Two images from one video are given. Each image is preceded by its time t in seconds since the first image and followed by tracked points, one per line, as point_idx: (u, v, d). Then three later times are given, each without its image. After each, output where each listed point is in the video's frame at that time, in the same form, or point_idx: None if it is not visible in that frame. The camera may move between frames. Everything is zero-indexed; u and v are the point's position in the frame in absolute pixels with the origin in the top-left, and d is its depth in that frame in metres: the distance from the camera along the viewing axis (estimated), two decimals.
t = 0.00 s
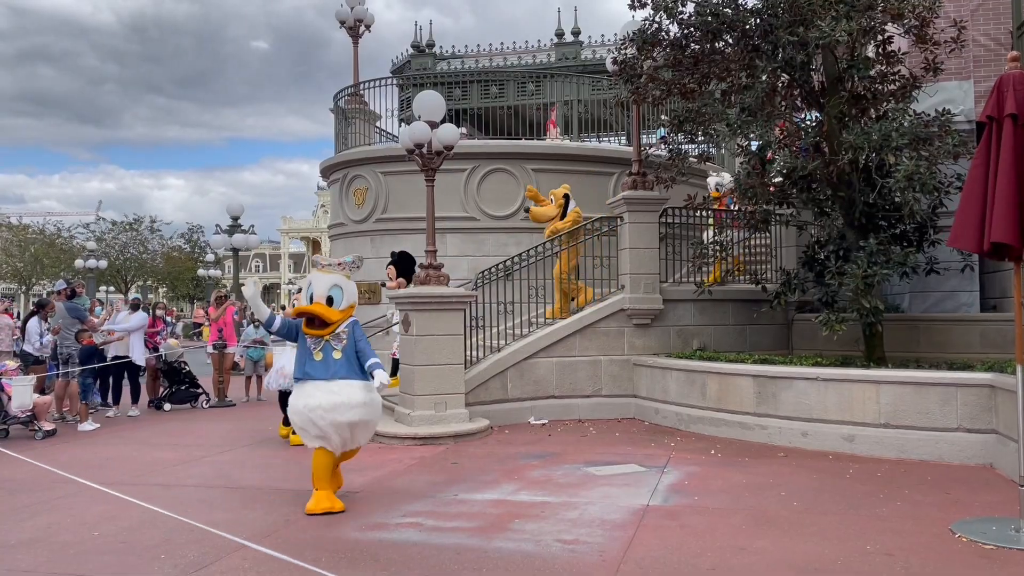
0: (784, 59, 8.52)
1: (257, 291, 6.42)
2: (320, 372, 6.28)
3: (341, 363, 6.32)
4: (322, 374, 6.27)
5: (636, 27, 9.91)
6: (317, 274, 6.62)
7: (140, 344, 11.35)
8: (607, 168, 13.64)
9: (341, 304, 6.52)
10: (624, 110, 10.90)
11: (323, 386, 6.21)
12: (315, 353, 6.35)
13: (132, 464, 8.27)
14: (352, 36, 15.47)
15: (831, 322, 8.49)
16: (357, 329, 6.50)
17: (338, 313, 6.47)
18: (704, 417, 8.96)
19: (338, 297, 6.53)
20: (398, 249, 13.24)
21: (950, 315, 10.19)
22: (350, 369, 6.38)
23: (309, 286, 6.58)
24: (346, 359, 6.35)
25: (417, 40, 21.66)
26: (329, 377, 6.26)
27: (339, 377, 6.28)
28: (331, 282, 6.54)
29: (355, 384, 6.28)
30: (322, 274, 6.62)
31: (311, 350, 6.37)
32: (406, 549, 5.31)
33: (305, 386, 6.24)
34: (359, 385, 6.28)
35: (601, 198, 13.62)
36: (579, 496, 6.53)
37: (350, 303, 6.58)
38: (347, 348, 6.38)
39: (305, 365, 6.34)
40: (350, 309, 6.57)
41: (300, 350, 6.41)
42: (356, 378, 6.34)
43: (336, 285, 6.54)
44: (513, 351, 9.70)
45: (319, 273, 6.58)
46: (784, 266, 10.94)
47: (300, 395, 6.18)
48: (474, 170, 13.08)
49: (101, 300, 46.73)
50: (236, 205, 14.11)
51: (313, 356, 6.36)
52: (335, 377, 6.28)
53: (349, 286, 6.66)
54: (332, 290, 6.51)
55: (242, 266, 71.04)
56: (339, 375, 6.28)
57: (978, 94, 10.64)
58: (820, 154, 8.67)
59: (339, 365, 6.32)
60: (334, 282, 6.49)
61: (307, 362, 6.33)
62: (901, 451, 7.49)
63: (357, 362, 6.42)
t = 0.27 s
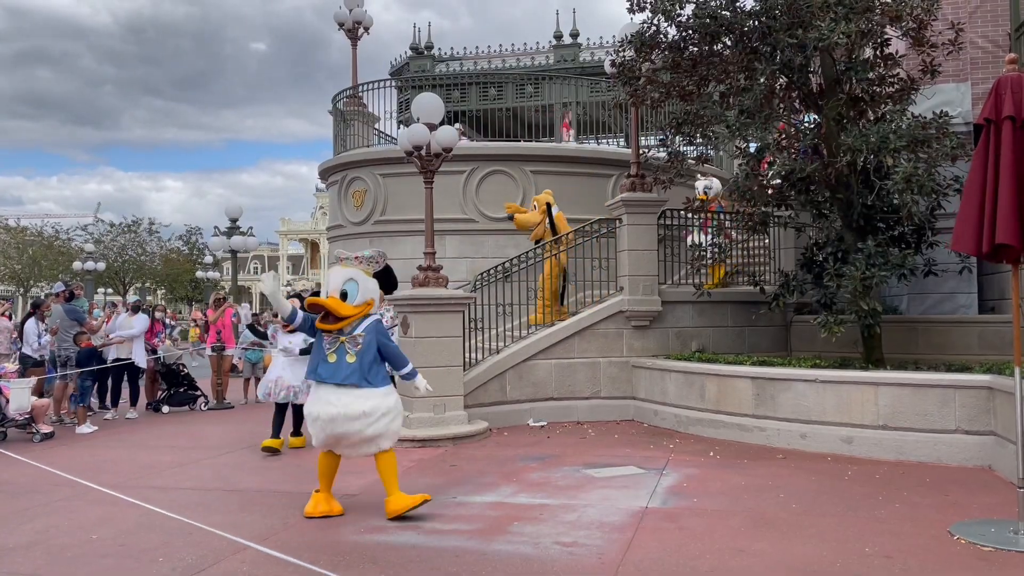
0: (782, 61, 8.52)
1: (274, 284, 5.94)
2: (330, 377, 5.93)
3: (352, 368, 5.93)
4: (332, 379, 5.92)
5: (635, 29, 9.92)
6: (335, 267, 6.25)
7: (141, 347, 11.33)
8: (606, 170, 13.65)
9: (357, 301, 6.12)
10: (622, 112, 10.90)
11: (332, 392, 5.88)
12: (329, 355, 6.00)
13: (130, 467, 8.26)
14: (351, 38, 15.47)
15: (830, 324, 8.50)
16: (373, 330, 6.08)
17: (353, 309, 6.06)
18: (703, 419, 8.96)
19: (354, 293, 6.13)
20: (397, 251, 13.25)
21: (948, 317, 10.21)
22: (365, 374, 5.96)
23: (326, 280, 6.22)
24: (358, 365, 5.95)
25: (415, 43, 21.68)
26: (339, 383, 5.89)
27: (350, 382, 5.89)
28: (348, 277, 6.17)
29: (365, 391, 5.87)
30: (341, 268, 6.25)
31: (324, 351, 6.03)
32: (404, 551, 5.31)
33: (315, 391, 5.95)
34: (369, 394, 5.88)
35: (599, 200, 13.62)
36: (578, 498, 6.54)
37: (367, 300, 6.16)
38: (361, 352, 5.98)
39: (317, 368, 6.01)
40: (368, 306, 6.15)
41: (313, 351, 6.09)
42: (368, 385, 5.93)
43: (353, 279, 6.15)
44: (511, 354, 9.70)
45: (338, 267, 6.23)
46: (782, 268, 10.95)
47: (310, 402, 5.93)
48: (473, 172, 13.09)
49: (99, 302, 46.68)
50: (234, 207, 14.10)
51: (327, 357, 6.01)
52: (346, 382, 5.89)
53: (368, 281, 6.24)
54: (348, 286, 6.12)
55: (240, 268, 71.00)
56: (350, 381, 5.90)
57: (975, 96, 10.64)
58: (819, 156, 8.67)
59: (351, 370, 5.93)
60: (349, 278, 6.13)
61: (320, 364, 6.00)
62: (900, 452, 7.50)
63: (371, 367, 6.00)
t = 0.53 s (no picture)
0: (779, 64, 8.55)
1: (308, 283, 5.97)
2: (370, 379, 5.73)
3: (393, 368, 5.72)
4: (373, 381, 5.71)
5: (632, 32, 9.93)
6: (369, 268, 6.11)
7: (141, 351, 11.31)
8: (603, 172, 13.65)
9: (393, 300, 5.96)
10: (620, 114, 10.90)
11: (371, 394, 5.66)
12: (368, 357, 5.80)
13: (128, 470, 8.24)
14: (348, 41, 15.47)
15: (827, 326, 8.51)
16: (412, 329, 5.90)
17: (389, 309, 5.92)
18: (701, 422, 8.96)
19: (389, 292, 5.99)
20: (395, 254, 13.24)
21: (945, 319, 10.22)
22: (406, 375, 5.75)
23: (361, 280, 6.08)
24: (400, 365, 5.74)
25: (413, 45, 21.68)
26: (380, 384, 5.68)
27: (393, 383, 5.68)
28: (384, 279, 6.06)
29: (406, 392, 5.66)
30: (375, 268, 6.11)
31: (363, 352, 5.84)
32: (404, 554, 5.29)
33: (354, 395, 5.74)
34: (409, 395, 5.66)
35: (597, 202, 13.63)
36: (576, 501, 6.53)
37: (403, 300, 6.02)
38: (401, 351, 5.79)
39: (357, 371, 5.82)
40: (404, 306, 5.99)
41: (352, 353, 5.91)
42: (408, 386, 5.71)
43: (387, 279, 5.99)
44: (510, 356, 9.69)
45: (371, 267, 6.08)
46: (779, 271, 10.96)
47: (347, 404, 5.72)
48: (470, 175, 13.08)
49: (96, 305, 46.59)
50: (232, 210, 14.08)
51: (366, 360, 5.81)
52: (389, 382, 5.69)
53: (402, 280, 6.09)
54: (382, 285, 5.99)
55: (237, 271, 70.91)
56: (391, 382, 5.68)
57: (972, 99, 10.66)
58: (816, 159, 8.70)
59: (392, 370, 5.72)
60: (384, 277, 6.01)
61: (359, 367, 5.81)
62: (898, 455, 7.50)
63: (413, 367, 5.80)
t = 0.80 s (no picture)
0: (773, 67, 8.58)
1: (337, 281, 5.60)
2: (399, 389, 5.47)
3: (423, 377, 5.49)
4: (402, 390, 5.46)
5: (627, 35, 9.95)
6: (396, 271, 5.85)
7: (138, 353, 11.34)
8: (598, 175, 13.68)
9: (422, 305, 5.74)
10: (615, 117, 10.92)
11: (405, 405, 5.42)
12: (394, 365, 5.53)
13: (123, 474, 8.22)
14: (344, 44, 15.48)
15: (821, 328, 8.54)
16: (439, 337, 5.70)
17: (418, 314, 5.70)
18: (697, 424, 8.98)
19: (419, 296, 5.74)
20: (390, 257, 13.24)
21: (939, 321, 10.27)
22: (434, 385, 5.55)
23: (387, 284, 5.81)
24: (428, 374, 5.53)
25: (408, 48, 21.70)
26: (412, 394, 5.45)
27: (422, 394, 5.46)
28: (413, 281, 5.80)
29: (437, 404, 5.48)
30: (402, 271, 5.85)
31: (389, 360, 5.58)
32: (399, 557, 5.29)
33: (384, 405, 5.46)
34: (444, 406, 5.53)
35: (592, 205, 13.65)
36: (572, 503, 6.54)
37: (432, 305, 5.80)
38: (430, 359, 5.59)
39: (382, 380, 5.54)
40: (432, 311, 5.78)
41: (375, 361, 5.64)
42: (439, 396, 5.54)
43: (417, 281, 5.75)
44: (505, 358, 9.70)
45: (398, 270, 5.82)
46: (774, 273, 11.00)
47: (379, 415, 5.42)
48: (466, 177, 13.10)
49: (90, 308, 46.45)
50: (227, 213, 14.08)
51: (390, 368, 5.54)
52: (417, 394, 5.46)
53: (431, 285, 5.87)
54: (414, 288, 5.74)
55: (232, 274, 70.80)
56: (421, 392, 5.47)
57: (965, 102, 10.71)
58: (810, 162, 8.73)
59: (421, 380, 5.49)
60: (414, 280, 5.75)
61: (385, 375, 5.53)
62: (892, 456, 7.52)
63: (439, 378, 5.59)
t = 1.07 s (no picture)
0: (766, 69, 8.60)
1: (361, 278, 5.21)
2: (423, 384, 5.24)
3: (448, 372, 5.29)
4: (427, 385, 5.23)
5: (621, 38, 9.97)
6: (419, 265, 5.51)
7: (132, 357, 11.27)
8: (592, 177, 13.69)
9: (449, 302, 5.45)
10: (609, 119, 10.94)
11: (421, 402, 5.17)
12: (419, 360, 5.31)
13: (116, 477, 8.19)
14: (337, 46, 15.47)
15: (815, 330, 8.57)
16: (462, 333, 5.52)
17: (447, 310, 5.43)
18: (691, 426, 8.99)
19: (445, 292, 5.45)
20: (384, 259, 13.23)
21: (932, 323, 10.31)
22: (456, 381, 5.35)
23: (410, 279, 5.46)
24: (452, 369, 5.33)
25: (402, 50, 21.69)
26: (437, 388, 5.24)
27: (445, 391, 5.25)
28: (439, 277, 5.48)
29: (461, 400, 5.24)
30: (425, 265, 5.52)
31: (412, 355, 5.35)
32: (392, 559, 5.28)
33: (399, 403, 5.22)
34: (462, 404, 5.24)
35: (587, 207, 13.66)
36: (565, 505, 6.54)
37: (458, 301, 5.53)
38: (454, 356, 5.39)
39: (403, 375, 5.30)
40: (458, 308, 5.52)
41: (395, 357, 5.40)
42: (459, 394, 5.29)
43: (444, 277, 5.44)
44: (499, 360, 9.70)
45: (423, 264, 5.49)
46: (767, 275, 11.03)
47: (392, 415, 5.17)
48: (460, 180, 13.11)
49: (83, 311, 46.28)
50: (221, 216, 14.05)
51: (414, 363, 5.32)
52: (440, 389, 5.24)
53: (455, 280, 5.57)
54: (440, 284, 5.43)
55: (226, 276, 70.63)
56: (446, 386, 5.26)
57: (957, 104, 10.75)
58: (803, 164, 8.76)
59: (445, 375, 5.29)
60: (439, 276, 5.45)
61: (407, 370, 5.30)
62: (885, 458, 7.54)
63: (461, 375, 5.39)
